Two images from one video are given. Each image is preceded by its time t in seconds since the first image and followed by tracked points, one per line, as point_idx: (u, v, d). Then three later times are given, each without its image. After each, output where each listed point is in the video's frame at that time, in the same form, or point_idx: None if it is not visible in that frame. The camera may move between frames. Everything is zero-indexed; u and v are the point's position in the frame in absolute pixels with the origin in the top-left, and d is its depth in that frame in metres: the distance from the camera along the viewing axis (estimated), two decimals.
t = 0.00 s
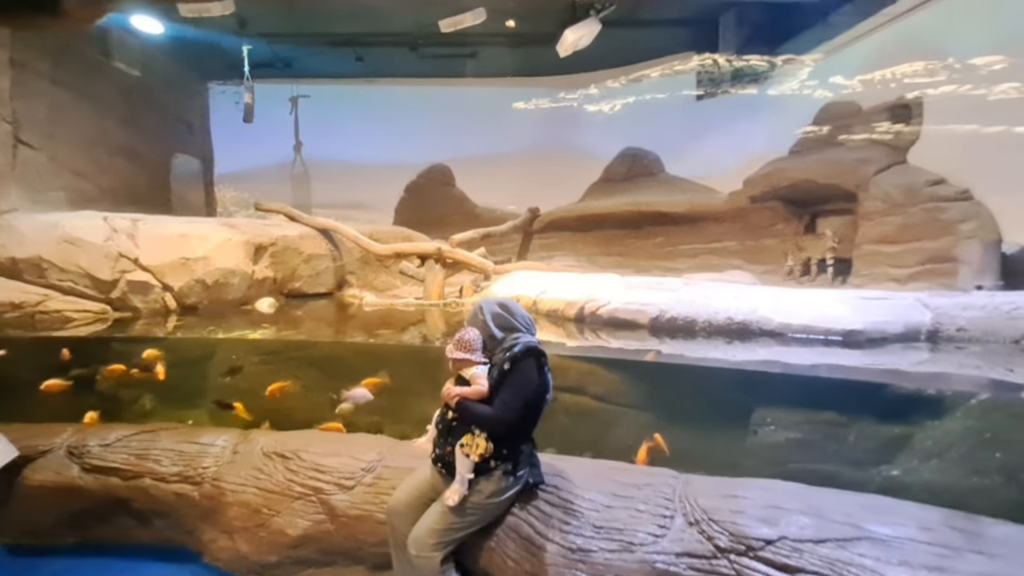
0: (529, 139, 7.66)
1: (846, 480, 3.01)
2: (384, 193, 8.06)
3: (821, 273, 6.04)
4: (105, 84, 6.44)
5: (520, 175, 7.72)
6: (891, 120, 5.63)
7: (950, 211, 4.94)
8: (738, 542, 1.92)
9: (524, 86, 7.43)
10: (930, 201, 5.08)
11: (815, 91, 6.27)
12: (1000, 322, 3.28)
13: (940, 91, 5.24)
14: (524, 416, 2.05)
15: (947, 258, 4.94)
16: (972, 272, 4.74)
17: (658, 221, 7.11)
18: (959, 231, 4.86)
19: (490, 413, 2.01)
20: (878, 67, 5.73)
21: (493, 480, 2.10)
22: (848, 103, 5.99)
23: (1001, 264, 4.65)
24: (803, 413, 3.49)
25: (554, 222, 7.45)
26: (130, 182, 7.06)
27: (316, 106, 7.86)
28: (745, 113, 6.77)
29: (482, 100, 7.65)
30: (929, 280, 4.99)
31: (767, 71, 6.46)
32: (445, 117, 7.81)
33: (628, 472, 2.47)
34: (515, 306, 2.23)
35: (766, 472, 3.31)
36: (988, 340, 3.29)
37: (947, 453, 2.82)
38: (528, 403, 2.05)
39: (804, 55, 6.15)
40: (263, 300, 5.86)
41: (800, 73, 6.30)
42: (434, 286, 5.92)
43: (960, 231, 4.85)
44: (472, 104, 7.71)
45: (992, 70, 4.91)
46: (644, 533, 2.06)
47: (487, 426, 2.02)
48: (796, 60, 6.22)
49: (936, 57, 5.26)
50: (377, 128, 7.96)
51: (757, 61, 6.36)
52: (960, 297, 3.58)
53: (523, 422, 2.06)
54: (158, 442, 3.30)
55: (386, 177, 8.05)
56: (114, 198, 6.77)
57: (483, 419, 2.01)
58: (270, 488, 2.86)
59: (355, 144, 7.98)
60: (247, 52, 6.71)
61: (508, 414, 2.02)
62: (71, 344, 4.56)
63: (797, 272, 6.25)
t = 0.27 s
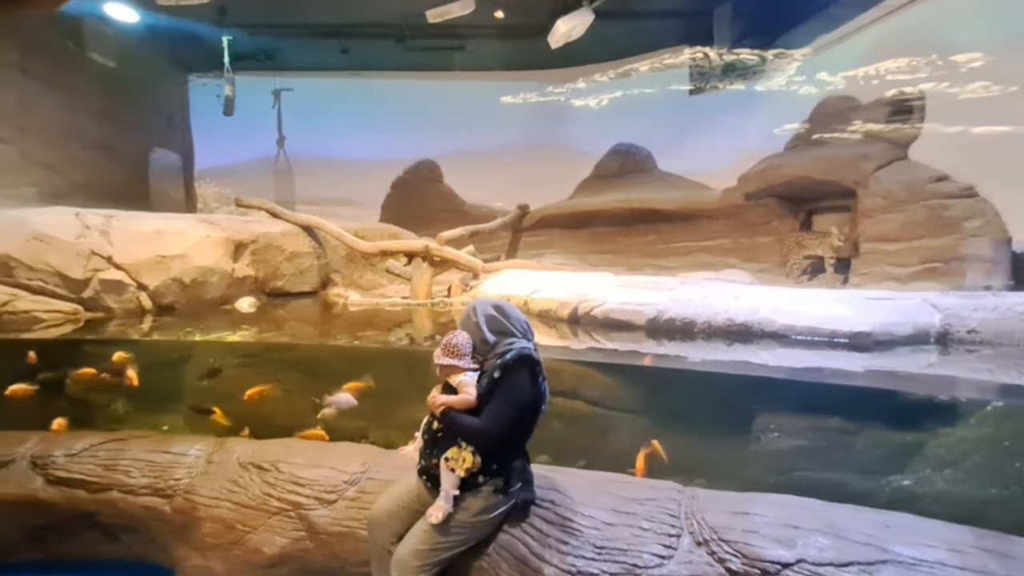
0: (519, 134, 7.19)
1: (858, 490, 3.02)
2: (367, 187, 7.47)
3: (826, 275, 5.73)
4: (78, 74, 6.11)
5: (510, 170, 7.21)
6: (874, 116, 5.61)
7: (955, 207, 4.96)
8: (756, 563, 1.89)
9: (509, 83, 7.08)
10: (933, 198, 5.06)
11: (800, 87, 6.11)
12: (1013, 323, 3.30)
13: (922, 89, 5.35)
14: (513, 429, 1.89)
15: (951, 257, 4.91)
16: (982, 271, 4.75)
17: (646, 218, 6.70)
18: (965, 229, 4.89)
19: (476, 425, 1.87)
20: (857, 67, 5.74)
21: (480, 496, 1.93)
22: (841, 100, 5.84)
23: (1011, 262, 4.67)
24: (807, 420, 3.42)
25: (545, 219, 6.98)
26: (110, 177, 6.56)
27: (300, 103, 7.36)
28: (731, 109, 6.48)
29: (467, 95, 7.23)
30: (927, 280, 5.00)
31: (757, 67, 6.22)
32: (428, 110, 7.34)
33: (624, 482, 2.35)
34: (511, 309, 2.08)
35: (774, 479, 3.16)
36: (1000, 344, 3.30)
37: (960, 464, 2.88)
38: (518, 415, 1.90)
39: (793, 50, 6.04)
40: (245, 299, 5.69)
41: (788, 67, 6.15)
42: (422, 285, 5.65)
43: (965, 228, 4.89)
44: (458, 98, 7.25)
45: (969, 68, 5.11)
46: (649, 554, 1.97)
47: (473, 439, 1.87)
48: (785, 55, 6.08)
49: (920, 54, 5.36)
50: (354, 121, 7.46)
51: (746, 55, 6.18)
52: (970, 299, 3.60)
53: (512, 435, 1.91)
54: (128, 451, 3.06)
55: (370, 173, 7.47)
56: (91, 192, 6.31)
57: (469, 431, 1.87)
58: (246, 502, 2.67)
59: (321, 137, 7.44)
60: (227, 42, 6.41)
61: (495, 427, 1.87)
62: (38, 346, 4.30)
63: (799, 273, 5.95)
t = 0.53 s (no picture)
0: (506, 129, 6.51)
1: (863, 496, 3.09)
2: (345, 182, 6.63)
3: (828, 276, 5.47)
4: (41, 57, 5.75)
5: (495, 171, 6.56)
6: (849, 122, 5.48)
7: (946, 208, 4.95)
8: None
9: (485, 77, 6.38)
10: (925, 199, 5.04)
11: (774, 90, 5.86)
12: (1014, 325, 3.05)
13: (888, 96, 5.30)
14: (499, 440, 1.87)
15: (943, 258, 4.90)
16: (977, 271, 4.71)
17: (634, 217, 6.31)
18: (956, 231, 4.88)
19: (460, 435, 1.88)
20: (827, 70, 5.60)
21: (464, 511, 1.92)
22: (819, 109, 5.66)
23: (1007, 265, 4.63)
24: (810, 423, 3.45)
25: (534, 217, 6.45)
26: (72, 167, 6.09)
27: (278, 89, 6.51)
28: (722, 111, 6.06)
29: (445, 83, 6.48)
30: (920, 281, 4.98)
31: (739, 66, 5.90)
32: (401, 103, 6.56)
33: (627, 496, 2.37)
34: (508, 312, 2.02)
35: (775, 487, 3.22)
36: (1000, 346, 3.06)
37: (967, 471, 2.94)
38: (504, 427, 1.87)
39: (773, 50, 5.75)
40: (220, 298, 5.37)
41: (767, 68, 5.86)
42: (408, 285, 5.39)
43: (957, 230, 4.88)
44: (449, 89, 6.49)
45: (929, 74, 5.10)
46: (662, 573, 2.01)
47: (458, 450, 1.88)
48: (765, 55, 5.80)
49: (888, 58, 5.27)
50: (315, 112, 6.55)
51: (728, 55, 5.83)
52: (967, 299, 3.53)
53: (498, 446, 1.89)
54: (92, 464, 2.85)
55: (349, 167, 6.65)
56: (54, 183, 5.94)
57: (453, 441, 1.88)
58: (222, 518, 2.53)
59: (285, 126, 6.61)
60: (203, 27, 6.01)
61: (479, 438, 1.86)
62: None
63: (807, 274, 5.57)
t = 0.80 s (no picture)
0: (489, 126, 6.34)
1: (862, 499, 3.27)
2: (322, 172, 6.36)
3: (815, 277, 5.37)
4: None
5: (476, 163, 6.38)
6: (812, 129, 5.44)
7: (925, 213, 4.83)
8: None
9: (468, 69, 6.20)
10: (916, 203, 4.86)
11: (743, 93, 5.78)
12: (995, 327, 3.06)
13: (846, 106, 5.31)
14: (492, 455, 1.78)
15: (922, 260, 4.80)
16: (958, 275, 4.60)
17: (621, 216, 6.13)
18: (934, 234, 4.78)
19: (451, 447, 1.80)
20: (791, 75, 5.55)
21: (456, 527, 1.84)
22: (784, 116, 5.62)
23: (988, 269, 4.55)
24: (807, 425, 3.55)
25: (519, 215, 6.26)
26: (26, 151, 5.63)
27: (256, 79, 6.19)
28: (703, 114, 5.94)
29: (424, 75, 6.23)
30: (899, 282, 4.89)
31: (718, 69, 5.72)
32: (380, 93, 6.29)
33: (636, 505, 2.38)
34: (510, 317, 1.88)
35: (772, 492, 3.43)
36: (983, 348, 3.05)
37: (960, 472, 3.16)
38: (497, 442, 1.77)
39: (749, 53, 5.57)
40: (189, 295, 5.16)
41: (742, 72, 5.72)
42: (393, 282, 5.20)
43: (934, 233, 4.78)
44: (426, 79, 6.24)
45: (878, 85, 5.18)
46: None
47: (449, 464, 1.80)
48: (742, 58, 5.61)
49: (847, 67, 5.29)
50: (290, 99, 6.26)
51: (707, 57, 5.60)
52: (955, 301, 3.35)
53: (491, 461, 1.79)
54: (41, 483, 2.62)
55: (326, 159, 6.38)
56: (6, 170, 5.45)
57: (445, 455, 1.80)
58: (193, 541, 2.33)
59: (251, 107, 6.30)
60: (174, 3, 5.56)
61: (471, 452, 1.78)
62: None
63: (794, 277, 5.46)
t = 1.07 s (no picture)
0: (478, 121, 5.92)
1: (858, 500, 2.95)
2: (300, 164, 5.91)
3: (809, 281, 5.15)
4: None
5: (466, 160, 5.96)
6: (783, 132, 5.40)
7: (909, 214, 4.82)
8: None
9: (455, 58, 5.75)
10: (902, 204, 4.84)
11: (721, 96, 5.59)
12: (980, 328, 3.02)
13: (816, 112, 5.33)
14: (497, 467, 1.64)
15: (906, 261, 4.66)
16: (944, 276, 4.49)
17: (611, 214, 5.84)
18: (918, 235, 4.75)
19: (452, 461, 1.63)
20: (767, 78, 5.44)
21: (458, 544, 1.69)
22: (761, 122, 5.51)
23: (970, 270, 4.48)
24: (802, 426, 3.51)
25: (510, 212, 5.90)
26: None
27: (228, 73, 5.82)
28: (692, 118, 5.69)
29: (407, 66, 5.82)
30: (883, 284, 4.70)
31: (703, 70, 5.53)
32: (360, 84, 5.86)
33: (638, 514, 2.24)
34: (511, 317, 1.72)
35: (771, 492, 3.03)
36: (970, 348, 3.01)
37: (951, 471, 3.04)
38: (504, 453, 1.63)
39: (733, 54, 5.41)
40: (156, 293, 4.80)
41: (724, 74, 5.51)
42: (378, 281, 4.99)
43: (918, 235, 4.75)
44: (412, 69, 5.83)
45: (847, 92, 5.23)
46: None
47: (449, 479, 1.63)
48: (725, 58, 5.44)
49: (820, 72, 5.28)
50: (264, 91, 5.84)
51: (692, 57, 5.45)
52: (943, 301, 3.29)
53: (496, 474, 1.65)
54: None
55: (304, 155, 5.92)
56: None
57: (444, 469, 1.63)
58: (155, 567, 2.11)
59: (224, 98, 5.87)
60: None
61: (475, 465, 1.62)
62: None
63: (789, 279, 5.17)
